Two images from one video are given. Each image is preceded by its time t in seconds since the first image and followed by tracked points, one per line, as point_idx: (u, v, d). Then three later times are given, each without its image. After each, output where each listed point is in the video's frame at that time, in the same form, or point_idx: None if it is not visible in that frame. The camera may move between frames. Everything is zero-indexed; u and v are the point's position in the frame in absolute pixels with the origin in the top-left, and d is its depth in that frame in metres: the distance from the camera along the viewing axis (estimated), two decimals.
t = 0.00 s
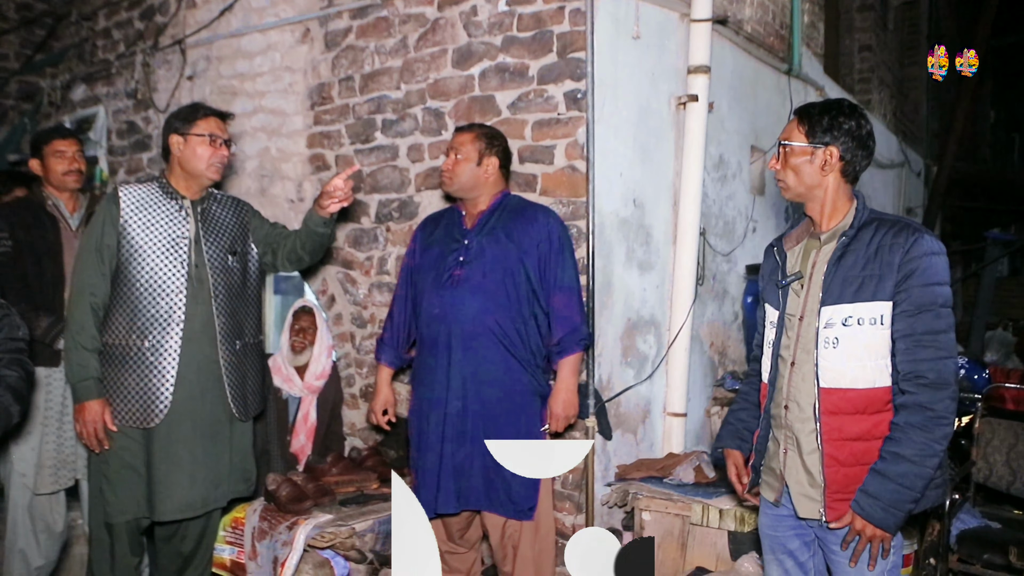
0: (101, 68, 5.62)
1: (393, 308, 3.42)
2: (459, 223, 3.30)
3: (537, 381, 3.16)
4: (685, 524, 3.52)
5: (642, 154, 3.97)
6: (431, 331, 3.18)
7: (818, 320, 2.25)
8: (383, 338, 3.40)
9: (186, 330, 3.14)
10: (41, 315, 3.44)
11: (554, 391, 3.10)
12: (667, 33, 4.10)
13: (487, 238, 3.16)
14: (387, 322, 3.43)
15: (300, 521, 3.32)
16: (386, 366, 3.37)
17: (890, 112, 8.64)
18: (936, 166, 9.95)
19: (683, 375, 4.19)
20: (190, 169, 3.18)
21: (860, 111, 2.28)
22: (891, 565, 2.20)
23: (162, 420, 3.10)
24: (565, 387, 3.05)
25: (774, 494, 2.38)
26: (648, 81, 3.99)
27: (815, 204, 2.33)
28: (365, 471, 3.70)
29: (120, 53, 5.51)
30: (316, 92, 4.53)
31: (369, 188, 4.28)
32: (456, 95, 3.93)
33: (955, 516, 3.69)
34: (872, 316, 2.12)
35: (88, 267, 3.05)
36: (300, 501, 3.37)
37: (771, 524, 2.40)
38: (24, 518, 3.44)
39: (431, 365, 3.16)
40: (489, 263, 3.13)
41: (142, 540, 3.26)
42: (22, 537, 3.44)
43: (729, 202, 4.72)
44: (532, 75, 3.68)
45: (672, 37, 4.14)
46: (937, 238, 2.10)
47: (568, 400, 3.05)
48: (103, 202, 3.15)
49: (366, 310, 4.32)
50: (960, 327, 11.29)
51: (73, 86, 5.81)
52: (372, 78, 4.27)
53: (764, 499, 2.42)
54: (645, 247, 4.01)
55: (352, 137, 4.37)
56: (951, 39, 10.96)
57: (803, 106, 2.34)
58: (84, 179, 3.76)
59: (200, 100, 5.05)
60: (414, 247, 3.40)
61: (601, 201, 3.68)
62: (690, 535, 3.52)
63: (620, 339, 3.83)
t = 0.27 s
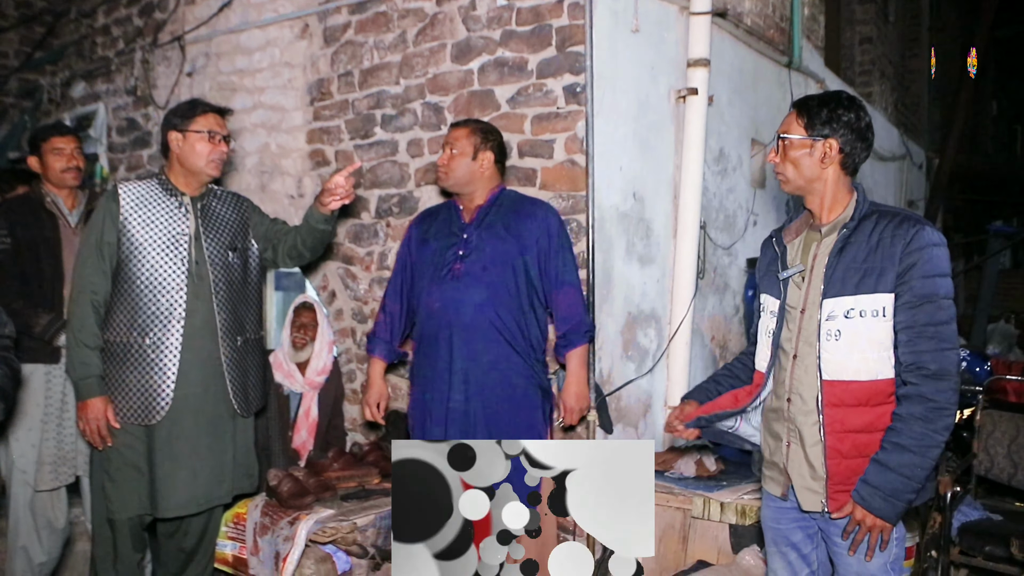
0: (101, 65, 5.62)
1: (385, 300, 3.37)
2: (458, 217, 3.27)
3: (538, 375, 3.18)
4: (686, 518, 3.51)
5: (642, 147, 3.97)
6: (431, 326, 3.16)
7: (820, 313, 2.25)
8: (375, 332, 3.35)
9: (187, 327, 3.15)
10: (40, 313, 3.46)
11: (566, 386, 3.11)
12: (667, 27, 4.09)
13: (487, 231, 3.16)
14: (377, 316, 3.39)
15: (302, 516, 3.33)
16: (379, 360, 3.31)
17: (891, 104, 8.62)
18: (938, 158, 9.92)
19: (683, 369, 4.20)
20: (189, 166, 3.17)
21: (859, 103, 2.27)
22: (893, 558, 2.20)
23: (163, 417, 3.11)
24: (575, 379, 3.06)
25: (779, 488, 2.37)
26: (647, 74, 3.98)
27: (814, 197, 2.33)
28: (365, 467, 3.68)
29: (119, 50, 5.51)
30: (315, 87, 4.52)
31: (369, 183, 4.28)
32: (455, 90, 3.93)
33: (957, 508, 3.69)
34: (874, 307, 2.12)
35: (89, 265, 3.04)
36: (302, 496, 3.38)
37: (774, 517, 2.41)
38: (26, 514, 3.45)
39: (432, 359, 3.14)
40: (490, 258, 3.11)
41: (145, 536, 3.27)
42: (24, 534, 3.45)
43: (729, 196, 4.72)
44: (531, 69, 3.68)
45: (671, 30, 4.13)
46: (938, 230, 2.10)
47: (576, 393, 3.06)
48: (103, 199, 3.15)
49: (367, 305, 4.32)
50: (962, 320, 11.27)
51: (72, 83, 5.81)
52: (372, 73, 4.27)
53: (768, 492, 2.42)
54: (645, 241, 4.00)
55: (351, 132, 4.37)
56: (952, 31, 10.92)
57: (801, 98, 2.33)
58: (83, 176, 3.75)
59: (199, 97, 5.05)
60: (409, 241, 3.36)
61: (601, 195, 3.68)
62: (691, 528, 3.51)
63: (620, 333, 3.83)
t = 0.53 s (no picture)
0: (101, 62, 5.62)
1: (381, 298, 3.38)
2: (454, 214, 3.27)
3: (537, 371, 3.17)
4: (685, 516, 3.50)
5: (642, 145, 3.96)
6: (428, 322, 3.15)
7: (823, 310, 2.23)
8: (369, 332, 3.35)
9: (187, 325, 3.15)
10: (39, 311, 3.44)
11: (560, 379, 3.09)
12: (668, 24, 4.09)
13: (484, 229, 3.15)
14: (373, 316, 3.39)
15: (302, 514, 3.33)
16: (375, 358, 3.31)
17: (893, 101, 8.60)
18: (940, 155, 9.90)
19: (683, 367, 4.20)
20: (190, 164, 3.17)
21: (863, 99, 2.28)
22: (892, 556, 2.19)
23: (164, 416, 3.11)
24: (569, 373, 3.04)
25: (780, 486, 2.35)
26: (648, 71, 3.97)
27: (818, 193, 2.32)
28: (365, 464, 3.71)
29: (120, 48, 5.50)
30: (315, 85, 4.52)
31: (369, 181, 4.28)
32: (455, 87, 3.92)
33: (958, 506, 3.69)
34: (878, 306, 2.11)
35: (89, 264, 3.05)
36: (301, 493, 3.39)
37: (774, 514, 2.40)
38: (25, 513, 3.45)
39: (428, 357, 3.14)
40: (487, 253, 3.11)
41: (145, 534, 3.27)
42: (24, 532, 3.46)
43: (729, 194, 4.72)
44: (531, 66, 3.67)
45: (672, 27, 4.12)
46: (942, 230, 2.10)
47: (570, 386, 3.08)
48: (103, 198, 3.15)
49: (367, 303, 4.32)
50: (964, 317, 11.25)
51: (73, 81, 5.81)
52: (371, 71, 4.26)
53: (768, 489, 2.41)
54: (645, 238, 4.00)
55: (351, 130, 4.36)
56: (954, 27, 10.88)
57: (805, 94, 2.33)
58: (79, 174, 3.74)
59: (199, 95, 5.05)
60: (405, 240, 3.38)
61: (601, 192, 3.68)
62: (691, 526, 3.50)
63: (620, 331, 3.83)
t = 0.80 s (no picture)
0: (97, 64, 5.62)
1: (373, 306, 3.40)
2: (444, 218, 3.29)
3: (529, 372, 3.17)
4: (682, 517, 3.50)
5: (638, 146, 3.96)
6: (420, 325, 3.15)
7: (819, 311, 2.24)
8: (363, 338, 3.39)
9: (184, 328, 3.14)
10: (31, 312, 3.44)
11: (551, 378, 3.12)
12: (663, 25, 4.09)
13: (474, 231, 3.16)
14: (367, 322, 3.42)
15: (298, 515, 3.32)
16: (368, 364, 3.36)
17: (889, 102, 8.61)
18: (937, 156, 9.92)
19: (679, 368, 4.20)
20: (184, 166, 3.17)
21: (855, 99, 2.28)
22: (890, 555, 2.19)
23: (161, 418, 3.11)
24: (560, 372, 3.07)
25: (779, 486, 2.35)
26: (643, 72, 3.97)
27: (811, 194, 2.32)
28: (361, 466, 3.67)
29: (116, 50, 5.50)
30: (311, 86, 4.52)
31: (365, 182, 4.28)
32: (451, 89, 3.92)
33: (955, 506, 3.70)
34: (875, 305, 2.11)
35: (85, 268, 3.04)
36: (297, 495, 3.37)
37: (770, 515, 2.39)
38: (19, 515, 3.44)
39: (419, 360, 3.15)
40: (476, 255, 3.12)
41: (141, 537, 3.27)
42: (18, 534, 3.45)
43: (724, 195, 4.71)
44: (526, 67, 3.67)
45: (667, 28, 4.12)
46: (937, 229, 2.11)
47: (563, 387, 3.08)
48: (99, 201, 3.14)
49: (364, 305, 4.32)
50: (961, 318, 11.25)
51: (69, 83, 5.80)
52: (368, 73, 4.26)
53: (765, 490, 2.39)
54: (641, 239, 4.00)
55: (347, 132, 4.36)
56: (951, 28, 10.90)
57: (798, 94, 2.33)
58: (71, 176, 3.75)
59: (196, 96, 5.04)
60: (397, 244, 3.39)
61: (597, 193, 3.67)
62: (688, 527, 3.50)
63: (616, 331, 3.83)
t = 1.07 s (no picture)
0: (97, 62, 5.61)
1: (381, 302, 3.43)
2: (450, 215, 3.29)
3: (531, 371, 3.15)
4: (680, 515, 3.50)
5: (637, 143, 3.95)
6: (421, 322, 3.17)
7: (815, 309, 2.23)
8: (368, 334, 3.41)
9: (184, 325, 3.14)
10: (28, 311, 3.43)
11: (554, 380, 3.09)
12: (662, 22, 4.08)
13: (477, 228, 3.15)
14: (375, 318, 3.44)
15: (296, 513, 3.31)
16: (371, 360, 3.38)
17: (890, 99, 8.60)
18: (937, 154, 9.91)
19: (678, 366, 4.19)
20: (182, 163, 3.17)
21: (853, 97, 2.27)
22: (886, 552, 2.20)
23: (161, 415, 3.10)
24: (562, 374, 3.04)
25: (775, 484, 2.35)
26: (642, 69, 3.96)
27: (809, 192, 2.32)
28: (360, 464, 3.69)
29: (115, 47, 5.49)
30: (310, 84, 4.51)
31: (364, 179, 4.27)
32: (450, 86, 3.92)
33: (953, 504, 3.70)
34: (871, 301, 2.11)
35: (85, 265, 3.04)
36: (296, 493, 3.36)
37: (767, 512, 2.39)
38: (16, 513, 3.44)
39: (420, 356, 3.16)
40: (478, 252, 3.11)
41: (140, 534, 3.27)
42: (15, 532, 3.45)
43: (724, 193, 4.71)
44: (525, 64, 3.67)
45: (666, 25, 4.12)
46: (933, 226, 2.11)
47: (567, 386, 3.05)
48: (98, 198, 3.14)
49: (363, 303, 4.31)
50: (961, 316, 11.24)
51: (68, 81, 5.80)
52: (366, 70, 4.26)
53: (762, 487, 2.39)
54: (640, 236, 4.00)
55: (346, 129, 4.35)
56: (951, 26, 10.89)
57: (795, 92, 2.32)
58: (72, 173, 3.75)
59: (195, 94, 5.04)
60: (405, 242, 3.41)
61: (596, 190, 3.66)
62: (686, 524, 3.50)
63: (615, 329, 3.82)
